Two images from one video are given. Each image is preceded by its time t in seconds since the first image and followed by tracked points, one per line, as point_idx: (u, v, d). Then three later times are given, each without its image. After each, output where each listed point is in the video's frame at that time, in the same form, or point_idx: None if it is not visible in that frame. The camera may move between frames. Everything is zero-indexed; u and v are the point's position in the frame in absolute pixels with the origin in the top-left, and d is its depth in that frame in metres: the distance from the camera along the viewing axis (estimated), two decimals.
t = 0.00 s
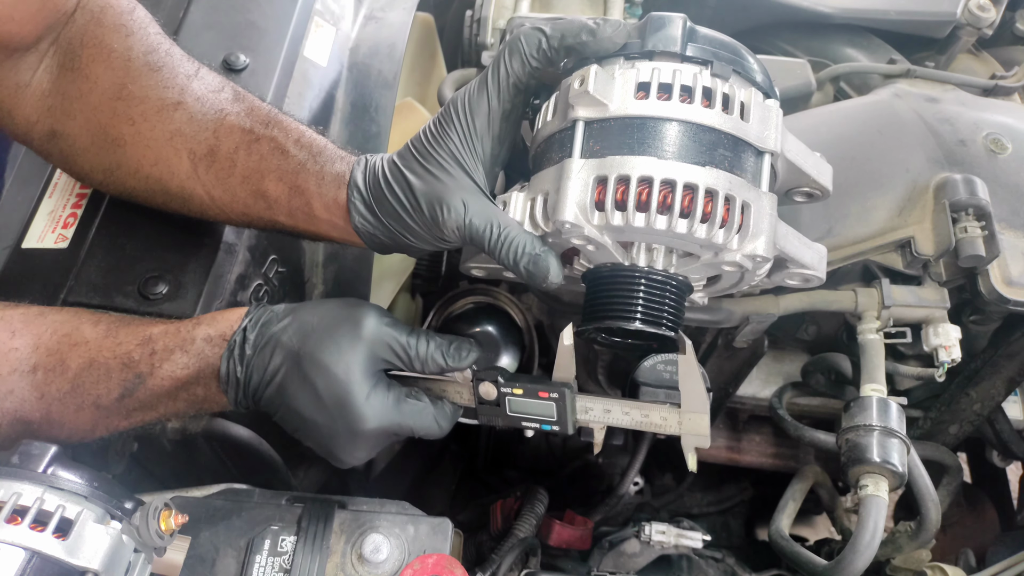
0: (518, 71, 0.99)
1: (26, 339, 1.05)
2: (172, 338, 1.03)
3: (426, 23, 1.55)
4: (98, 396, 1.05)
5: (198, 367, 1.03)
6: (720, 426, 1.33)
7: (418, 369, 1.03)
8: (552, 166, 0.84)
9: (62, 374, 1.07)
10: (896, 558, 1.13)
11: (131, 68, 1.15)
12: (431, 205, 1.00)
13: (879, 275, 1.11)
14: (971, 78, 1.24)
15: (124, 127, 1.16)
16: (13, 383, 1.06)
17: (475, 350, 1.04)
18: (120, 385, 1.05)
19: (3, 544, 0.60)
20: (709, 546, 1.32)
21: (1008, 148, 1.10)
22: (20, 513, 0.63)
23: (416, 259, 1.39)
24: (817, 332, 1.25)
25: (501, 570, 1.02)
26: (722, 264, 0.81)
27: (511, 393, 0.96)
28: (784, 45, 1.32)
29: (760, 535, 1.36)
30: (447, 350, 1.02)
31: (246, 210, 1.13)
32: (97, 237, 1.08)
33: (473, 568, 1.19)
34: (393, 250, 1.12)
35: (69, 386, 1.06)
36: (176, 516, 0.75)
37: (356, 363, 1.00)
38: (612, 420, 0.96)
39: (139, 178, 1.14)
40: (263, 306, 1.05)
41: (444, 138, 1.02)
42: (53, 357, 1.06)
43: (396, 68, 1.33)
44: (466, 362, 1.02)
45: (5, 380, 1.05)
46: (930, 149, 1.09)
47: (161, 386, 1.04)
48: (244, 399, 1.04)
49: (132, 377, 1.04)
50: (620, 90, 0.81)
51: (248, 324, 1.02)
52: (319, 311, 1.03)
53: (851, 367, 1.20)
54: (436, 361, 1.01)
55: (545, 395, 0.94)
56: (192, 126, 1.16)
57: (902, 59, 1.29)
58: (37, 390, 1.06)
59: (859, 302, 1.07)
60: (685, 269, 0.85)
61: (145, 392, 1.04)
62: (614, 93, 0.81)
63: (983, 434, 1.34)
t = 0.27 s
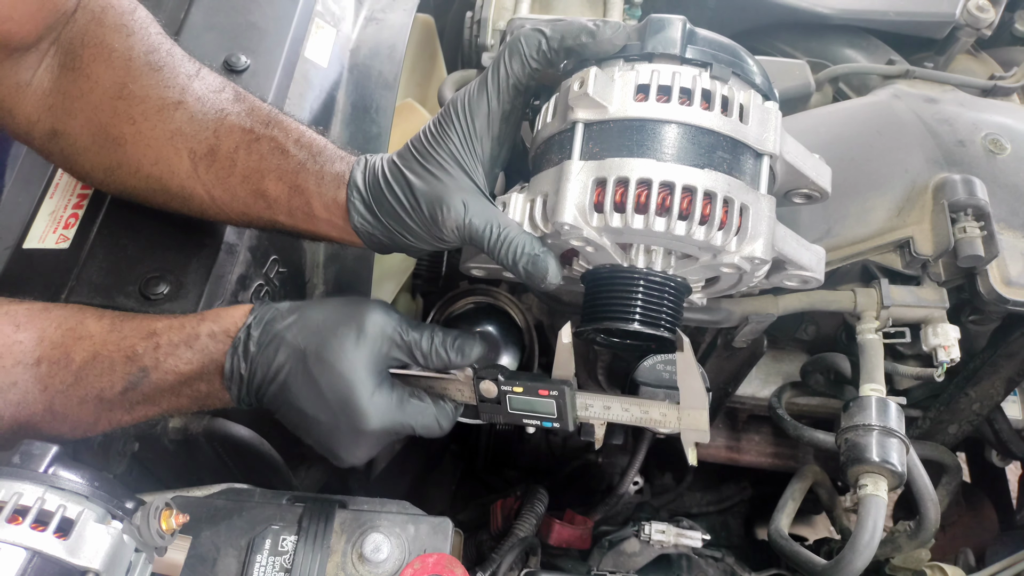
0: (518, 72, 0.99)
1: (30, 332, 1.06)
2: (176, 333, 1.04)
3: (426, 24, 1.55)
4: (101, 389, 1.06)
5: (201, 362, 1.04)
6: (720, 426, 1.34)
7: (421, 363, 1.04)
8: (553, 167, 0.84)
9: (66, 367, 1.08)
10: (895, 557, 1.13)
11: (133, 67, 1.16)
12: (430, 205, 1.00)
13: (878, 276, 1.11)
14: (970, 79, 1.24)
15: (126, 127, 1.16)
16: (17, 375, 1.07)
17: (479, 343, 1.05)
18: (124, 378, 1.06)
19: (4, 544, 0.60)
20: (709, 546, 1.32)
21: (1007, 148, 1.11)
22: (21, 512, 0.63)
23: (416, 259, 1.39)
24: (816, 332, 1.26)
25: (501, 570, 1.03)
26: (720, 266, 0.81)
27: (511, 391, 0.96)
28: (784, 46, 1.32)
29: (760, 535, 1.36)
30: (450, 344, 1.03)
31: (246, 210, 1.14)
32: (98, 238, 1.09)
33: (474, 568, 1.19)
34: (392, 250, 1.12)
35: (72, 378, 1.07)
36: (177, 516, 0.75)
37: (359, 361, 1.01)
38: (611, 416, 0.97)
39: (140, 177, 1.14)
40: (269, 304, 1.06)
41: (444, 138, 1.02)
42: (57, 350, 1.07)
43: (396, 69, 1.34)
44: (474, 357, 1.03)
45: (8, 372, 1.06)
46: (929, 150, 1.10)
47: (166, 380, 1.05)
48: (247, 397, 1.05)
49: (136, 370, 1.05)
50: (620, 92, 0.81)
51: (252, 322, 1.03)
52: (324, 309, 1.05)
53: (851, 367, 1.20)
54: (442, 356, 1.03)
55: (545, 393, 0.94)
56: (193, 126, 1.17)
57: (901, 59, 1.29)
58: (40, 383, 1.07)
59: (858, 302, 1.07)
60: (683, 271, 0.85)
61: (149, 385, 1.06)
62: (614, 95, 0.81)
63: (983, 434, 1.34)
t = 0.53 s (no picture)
0: (518, 70, 0.99)
1: (34, 330, 1.06)
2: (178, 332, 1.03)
3: (426, 23, 1.55)
4: (105, 389, 1.05)
5: (204, 361, 1.03)
6: (720, 426, 1.34)
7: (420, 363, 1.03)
8: (553, 165, 0.84)
9: (70, 367, 1.07)
10: (895, 557, 1.13)
11: (132, 66, 1.15)
12: (430, 203, 1.00)
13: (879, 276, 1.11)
14: (971, 79, 1.24)
15: (125, 125, 1.16)
16: (22, 374, 1.07)
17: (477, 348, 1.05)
18: (128, 378, 1.05)
19: (3, 544, 0.60)
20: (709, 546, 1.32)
21: (1007, 148, 1.10)
22: (20, 512, 0.63)
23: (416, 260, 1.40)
24: (816, 332, 1.26)
25: (501, 570, 1.03)
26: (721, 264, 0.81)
27: (507, 388, 0.98)
28: (784, 46, 1.32)
29: (760, 535, 1.36)
30: (450, 347, 1.03)
31: (246, 208, 1.14)
32: (97, 238, 1.10)
33: (473, 568, 1.19)
34: (392, 249, 1.12)
35: (77, 378, 1.07)
36: (176, 515, 0.75)
37: (360, 354, 1.00)
38: (609, 420, 0.98)
39: (139, 175, 1.14)
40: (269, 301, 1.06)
41: (444, 136, 1.02)
42: (61, 350, 1.06)
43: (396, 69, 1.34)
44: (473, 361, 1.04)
45: (14, 372, 1.06)
46: (929, 149, 1.09)
47: (169, 381, 1.04)
48: (247, 392, 1.03)
49: (140, 370, 1.04)
50: (620, 90, 0.81)
51: (253, 317, 1.02)
52: (323, 303, 1.03)
53: (850, 367, 1.20)
54: (441, 357, 1.02)
55: (540, 390, 0.96)
56: (192, 124, 1.16)
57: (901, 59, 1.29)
58: (45, 382, 1.07)
59: (858, 302, 1.07)
60: (684, 269, 0.85)
61: (152, 386, 1.04)
62: (615, 93, 0.81)
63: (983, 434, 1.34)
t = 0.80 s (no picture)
0: (518, 71, 0.99)
1: (38, 326, 1.04)
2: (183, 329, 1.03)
3: (426, 23, 1.55)
4: (109, 384, 1.05)
5: (209, 356, 1.03)
6: (720, 426, 1.34)
7: (423, 359, 1.03)
8: (554, 165, 0.84)
9: (74, 362, 1.07)
10: (895, 557, 1.13)
11: (132, 66, 1.15)
12: (430, 204, 1.00)
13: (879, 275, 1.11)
14: (970, 79, 1.24)
15: (125, 126, 1.16)
16: (26, 369, 1.05)
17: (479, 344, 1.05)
18: (132, 374, 1.05)
19: (3, 544, 0.60)
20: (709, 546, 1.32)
21: (1007, 148, 1.11)
22: (20, 513, 0.63)
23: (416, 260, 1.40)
24: (816, 332, 1.25)
25: (501, 570, 1.03)
26: (721, 264, 0.81)
27: (509, 384, 0.98)
28: (784, 46, 1.32)
29: (760, 535, 1.36)
30: (454, 343, 1.03)
31: (245, 209, 1.14)
32: (97, 237, 1.10)
33: (473, 568, 1.19)
34: (392, 249, 1.12)
35: (81, 373, 1.06)
36: (176, 516, 0.75)
37: (364, 350, 1.00)
38: (612, 416, 0.98)
39: (138, 176, 1.14)
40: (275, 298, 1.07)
41: (444, 137, 1.02)
42: (67, 345, 1.05)
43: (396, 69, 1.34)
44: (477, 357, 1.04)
45: (18, 368, 1.04)
46: (929, 149, 1.09)
47: (173, 376, 1.04)
48: (251, 386, 1.04)
49: (143, 366, 1.04)
50: (620, 90, 0.81)
51: (258, 314, 1.03)
52: (329, 300, 1.04)
53: (851, 367, 1.20)
54: (445, 351, 1.02)
55: (542, 386, 0.96)
56: (192, 125, 1.16)
57: (901, 59, 1.29)
58: (49, 377, 1.06)
59: (858, 302, 1.07)
60: (684, 269, 0.85)
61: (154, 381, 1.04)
62: (615, 94, 0.81)
63: (983, 434, 1.34)
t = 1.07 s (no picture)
0: (518, 70, 0.99)
1: (47, 323, 1.04)
2: (195, 329, 1.04)
3: (426, 23, 1.55)
4: (121, 384, 1.05)
5: (220, 356, 1.04)
6: (720, 426, 1.34)
7: (433, 357, 1.04)
8: (554, 166, 0.84)
9: (85, 360, 1.07)
10: (895, 557, 1.13)
11: (131, 67, 1.15)
12: (430, 204, 1.00)
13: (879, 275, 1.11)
14: (970, 79, 1.24)
15: (124, 126, 1.16)
16: (37, 367, 1.05)
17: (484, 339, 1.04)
18: (144, 373, 1.05)
19: (3, 544, 0.60)
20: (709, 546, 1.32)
21: (1007, 148, 1.11)
22: (20, 513, 0.63)
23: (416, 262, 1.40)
24: (816, 332, 1.25)
25: (501, 570, 1.03)
26: (723, 262, 0.81)
27: (512, 383, 0.98)
28: (784, 46, 1.32)
29: (760, 535, 1.36)
30: (461, 340, 1.03)
31: (245, 210, 1.14)
32: (97, 238, 1.09)
33: (473, 568, 1.19)
34: (392, 250, 1.12)
35: (92, 372, 1.06)
36: (176, 516, 0.75)
37: (375, 352, 1.00)
38: (616, 415, 0.98)
39: (138, 177, 1.15)
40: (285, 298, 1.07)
41: (444, 137, 1.02)
42: (77, 343, 1.05)
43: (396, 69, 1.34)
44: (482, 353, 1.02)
45: (30, 365, 1.05)
46: (929, 149, 1.09)
47: (186, 376, 1.05)
48: (262, 386, 1.05)
49: (155, 366, 1.05)
50: (620, 90, 0.81)
51: (270, 315, 1.04)
52: (342, 302, 1.05)
53: (851, 367, 1.20)
54: (453, 348, 1.03)
55: (545, 386, 0.95)
56: (191, 126, 1.17)
57: (901, 59, 1.29)
58: (60, 376, 1.06)
59: (858, 302, 1.07)
60: (686, 268, 0.85)
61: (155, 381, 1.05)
62: (615, 94, 0.81)
63: (983, 434, 1.34)
